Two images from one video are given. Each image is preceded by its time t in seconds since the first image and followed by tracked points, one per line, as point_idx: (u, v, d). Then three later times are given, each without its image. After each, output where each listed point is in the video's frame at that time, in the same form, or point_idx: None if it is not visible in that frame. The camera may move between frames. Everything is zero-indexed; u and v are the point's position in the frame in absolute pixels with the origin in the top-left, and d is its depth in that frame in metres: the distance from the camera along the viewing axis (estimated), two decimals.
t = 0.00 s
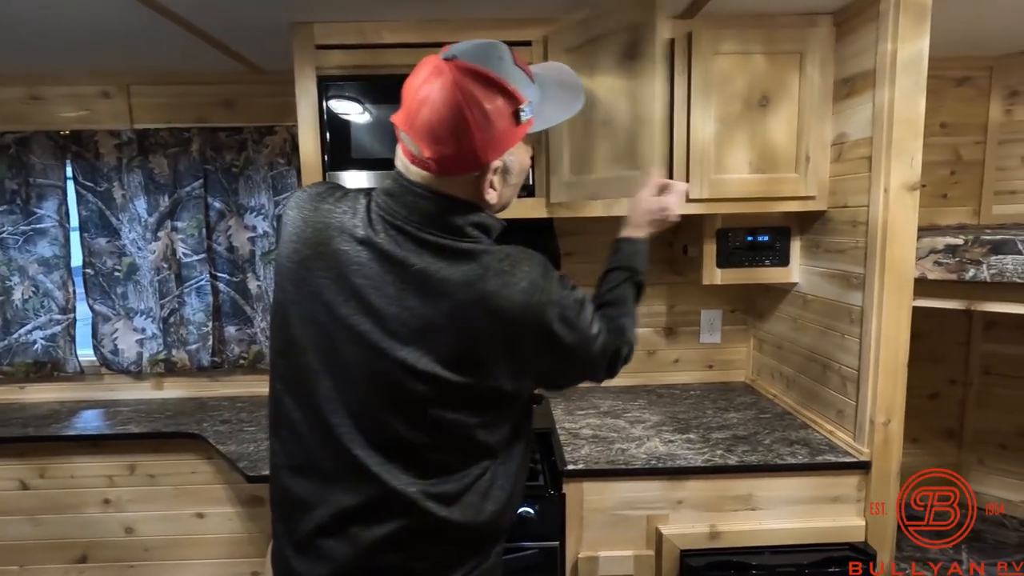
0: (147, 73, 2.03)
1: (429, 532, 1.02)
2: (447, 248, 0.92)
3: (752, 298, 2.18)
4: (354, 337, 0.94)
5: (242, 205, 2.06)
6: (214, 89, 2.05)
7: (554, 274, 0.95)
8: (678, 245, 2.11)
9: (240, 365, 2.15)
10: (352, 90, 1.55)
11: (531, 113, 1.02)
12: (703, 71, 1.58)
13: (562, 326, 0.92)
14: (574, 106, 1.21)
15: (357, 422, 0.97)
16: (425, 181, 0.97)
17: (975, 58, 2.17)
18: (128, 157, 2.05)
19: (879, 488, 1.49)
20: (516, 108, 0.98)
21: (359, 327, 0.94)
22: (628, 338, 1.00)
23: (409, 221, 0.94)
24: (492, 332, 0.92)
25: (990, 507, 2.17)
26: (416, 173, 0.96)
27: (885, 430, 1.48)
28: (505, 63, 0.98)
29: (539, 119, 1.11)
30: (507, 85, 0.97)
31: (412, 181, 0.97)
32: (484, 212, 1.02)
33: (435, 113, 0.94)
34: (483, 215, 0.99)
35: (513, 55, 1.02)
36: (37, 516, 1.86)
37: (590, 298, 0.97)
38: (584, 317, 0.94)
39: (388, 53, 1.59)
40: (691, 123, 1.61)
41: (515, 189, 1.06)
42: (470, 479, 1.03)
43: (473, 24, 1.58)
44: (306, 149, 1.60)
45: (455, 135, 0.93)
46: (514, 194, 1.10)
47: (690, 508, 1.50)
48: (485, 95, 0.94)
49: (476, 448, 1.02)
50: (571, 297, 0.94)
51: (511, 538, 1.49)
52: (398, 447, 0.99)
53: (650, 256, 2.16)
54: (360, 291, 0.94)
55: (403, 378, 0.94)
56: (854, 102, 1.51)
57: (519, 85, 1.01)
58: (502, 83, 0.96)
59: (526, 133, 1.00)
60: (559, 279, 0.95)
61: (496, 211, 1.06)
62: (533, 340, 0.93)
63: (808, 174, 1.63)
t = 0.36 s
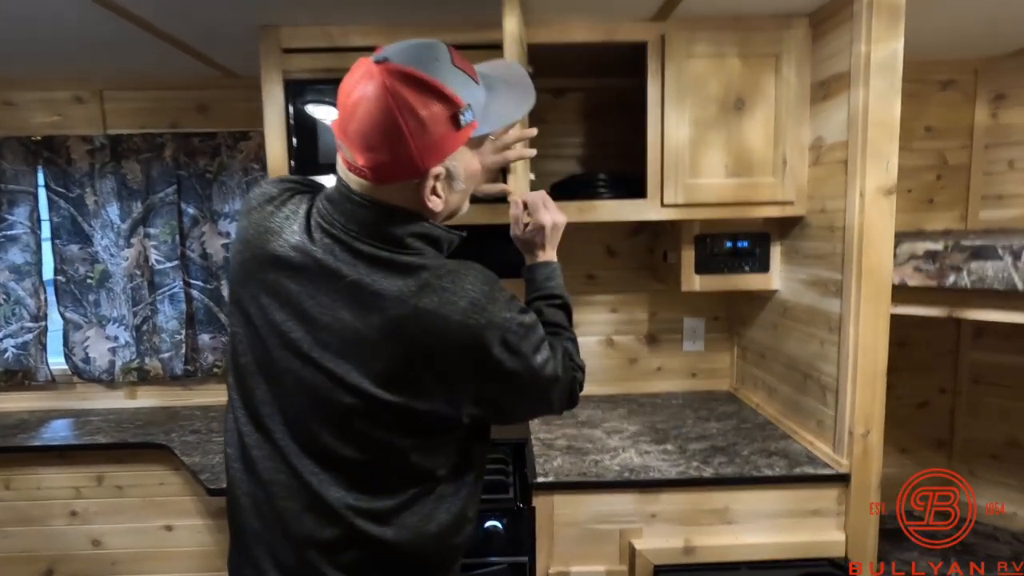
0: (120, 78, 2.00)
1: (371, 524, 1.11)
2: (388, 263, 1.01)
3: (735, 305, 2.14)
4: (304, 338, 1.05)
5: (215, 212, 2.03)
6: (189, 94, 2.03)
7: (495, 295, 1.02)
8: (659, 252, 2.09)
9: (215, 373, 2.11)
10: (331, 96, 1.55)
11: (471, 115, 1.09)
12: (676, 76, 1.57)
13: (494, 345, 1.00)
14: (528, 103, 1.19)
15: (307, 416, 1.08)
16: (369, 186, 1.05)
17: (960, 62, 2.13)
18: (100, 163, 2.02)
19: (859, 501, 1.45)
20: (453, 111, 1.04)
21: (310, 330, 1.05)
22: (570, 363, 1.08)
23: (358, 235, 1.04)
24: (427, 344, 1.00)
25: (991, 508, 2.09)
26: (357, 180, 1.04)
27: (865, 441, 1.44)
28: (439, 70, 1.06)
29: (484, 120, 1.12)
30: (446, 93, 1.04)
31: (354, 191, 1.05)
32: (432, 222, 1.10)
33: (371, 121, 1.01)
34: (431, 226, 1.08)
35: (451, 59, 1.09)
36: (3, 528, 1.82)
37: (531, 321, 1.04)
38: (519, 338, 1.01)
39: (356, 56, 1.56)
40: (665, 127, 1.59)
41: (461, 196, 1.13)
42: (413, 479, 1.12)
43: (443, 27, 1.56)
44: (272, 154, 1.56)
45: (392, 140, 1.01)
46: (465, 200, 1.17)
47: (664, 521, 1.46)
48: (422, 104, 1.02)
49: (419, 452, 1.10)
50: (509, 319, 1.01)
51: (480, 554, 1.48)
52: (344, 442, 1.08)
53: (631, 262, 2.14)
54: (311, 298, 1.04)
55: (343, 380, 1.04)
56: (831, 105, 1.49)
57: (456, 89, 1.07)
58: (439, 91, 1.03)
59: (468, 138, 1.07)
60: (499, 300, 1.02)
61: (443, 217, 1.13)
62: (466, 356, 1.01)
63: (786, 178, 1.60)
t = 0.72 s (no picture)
0: (56, 72, 1.88)
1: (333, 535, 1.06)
2: (338, 261, 0.94)
3: (711, 308, 2.06)
4: (241, 351, 0.95)
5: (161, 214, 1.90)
6: (132, 89, 1.91)
7: (448, 273, 1.03)
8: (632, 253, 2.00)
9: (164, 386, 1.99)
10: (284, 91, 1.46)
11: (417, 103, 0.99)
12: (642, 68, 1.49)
13: (459, 326, 0.99)
14: (478, 91, 1.10)
15: (249, 436, 0.97)
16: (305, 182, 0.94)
17: (937, 55, 2.08)
18: (35, 163, 1.89)
19: (839, 514, 1.37)
20: (397, 98, 0.95)
21: (248, 342, 0.95)
22: (550, 324, 1.08)
23: (298, 236, 0.94)
24: (383, 341, 0.95)
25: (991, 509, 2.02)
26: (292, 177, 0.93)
27: (844, 451, 1.36)
28: (380, 53, 0.95)
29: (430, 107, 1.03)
30: (387, 78, 0.94)
31: (289, 188, 0.95)
32: (379, 219, 1.02)
33: (304, 109, 0.90)
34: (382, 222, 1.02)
35: (392, 40, 0.99)
36: None
37: (492, 291, 1.04)
38: (481, 313, 1.01)
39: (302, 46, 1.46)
40: (633, 120, 1.50)
41: (409, 190, 1.04)
42: (375, 481, 1.07)
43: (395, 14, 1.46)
44: (211, 151, 1.45)
45: (328, 131, 0.90)
46: (413, 193, 1.08)
47: (635, 540, 1.37)
48: (361, 90, 0.91)
49: (380, 451, 1.06)
50: (469, 293, 1.02)
51: None
52: (295, 458, 1.00)
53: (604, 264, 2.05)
54: (248, 306, 0.94)
55: (290, 393, 0.95)
56: (806, 97, 1.41)
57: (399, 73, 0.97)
58: (379, 76, 0.92)
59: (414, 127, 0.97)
60: (454, 278, 1.03)
61: (391, 213, 1.04)
62: (431, 341, 0.97)
63: (760, 174, 1.52)
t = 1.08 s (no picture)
0: None
1: None
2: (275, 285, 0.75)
3: (697, 333, 1.92)
4: (155, 412, 0.72)
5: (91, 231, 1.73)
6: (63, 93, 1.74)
7: (400, 292, 0.85)
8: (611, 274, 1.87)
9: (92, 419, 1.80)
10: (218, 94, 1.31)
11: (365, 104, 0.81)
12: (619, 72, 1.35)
13: (420, 351, 0.81)
14: (435, 88, 0.92)
15: (165, 515, 0.75)
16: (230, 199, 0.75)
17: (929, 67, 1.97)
18: None
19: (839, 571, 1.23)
20: (339, 97, 0.77)
21: (167, 398, 0.72)
22: (531, 341, 0.91)
23: (223, 260, 0.73)
24: (331, 383, 0.77)
25: (992, 509, 1.88)
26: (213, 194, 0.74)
27: (845, 500, 1.22)
28: (317, 42, 0.78)
29: (381, 108, 0.85)
30: (324, 70, 0.76)
31: (210, 204, 0.74)
32: (323, 239, 0.83)
33: (222, 110, 0.71)
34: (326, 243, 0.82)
35: (327, 28, 0.81)
36: None
37: (454, 307, 0.87)
38: (444, 335, 0.84)
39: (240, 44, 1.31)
40: (609, 128, 1.36)
41: (359, 204, 0.86)
42: (322, 545, 0.89)
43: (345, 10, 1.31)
44: (135, 160, 1.29)
45: (254, 137, 0.71)
46: (365, 208, 0.90)
47: None
48: (293, 86, 0.73)
49: (338, 507, 0.87)
50: (427, 312, 0.84)
51: None
52: (233, 530, 0.78)
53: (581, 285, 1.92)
54: (163, 351, 0.72)
55: (220, 453, 0.74)
56: (799, 106, 1.29)
57: (342, 67, 0.79)
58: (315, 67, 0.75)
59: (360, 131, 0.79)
60: (407, 297, 0.85)
61: (339, 230, 0.86)
62: (388, 373, 0.80)
63: (749, 190, 1.38)
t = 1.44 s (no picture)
0: None
1: None
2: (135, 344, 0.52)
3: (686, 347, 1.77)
4: None
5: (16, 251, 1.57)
6: None
7: (322, 351, 0.56)
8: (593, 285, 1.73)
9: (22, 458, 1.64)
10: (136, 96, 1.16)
11: (277, 107, 0.56)
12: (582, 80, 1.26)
13: (342, 438, 0.53)
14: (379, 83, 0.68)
15: None
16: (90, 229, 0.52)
17: (929, 56, 1.84)
18: None
19: None
20: (234, 98, 0.52)
21: (18, 489, 0.54)
22: (509, 438, 0.59)
23: (87, 306, 0.53)
24: (213, 479, 0.53)
25: (991, 509, 1.78)
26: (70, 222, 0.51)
27: (859, 544, 1.07)
28: (202, 18, 0.52)
29: (305, 112, 0.59)
30: (209, 55, 0.50)
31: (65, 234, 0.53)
32: (232, 278, 0.58)
33: (58, 117, 0.48)
34: (237, 285, 0.57)
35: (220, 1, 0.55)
36: None
37: (396, 379, 0.58)
38: (376, 424, 0.55)
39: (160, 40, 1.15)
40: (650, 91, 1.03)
41: (286, 229, 0.61)
42: None
43: None
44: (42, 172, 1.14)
45: (109, 163, 0.48)
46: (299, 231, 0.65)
47: None
48: (160, 80, 0.48)
49: None
50: (354, 390, 0.55)
51: None
52: None
53: (561, 298, 1.77)
54: (13, 426, 0.54)
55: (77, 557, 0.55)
56: (793, 97, 1.14)
57: (244, 57, 0.54)
58: (193, 51, 0.50)
59: (271, 142, 0.55)
60: (330, 360, 0.55)
61: (258, 264, 0.61)
62: (293, 464, 0.54)
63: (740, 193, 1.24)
